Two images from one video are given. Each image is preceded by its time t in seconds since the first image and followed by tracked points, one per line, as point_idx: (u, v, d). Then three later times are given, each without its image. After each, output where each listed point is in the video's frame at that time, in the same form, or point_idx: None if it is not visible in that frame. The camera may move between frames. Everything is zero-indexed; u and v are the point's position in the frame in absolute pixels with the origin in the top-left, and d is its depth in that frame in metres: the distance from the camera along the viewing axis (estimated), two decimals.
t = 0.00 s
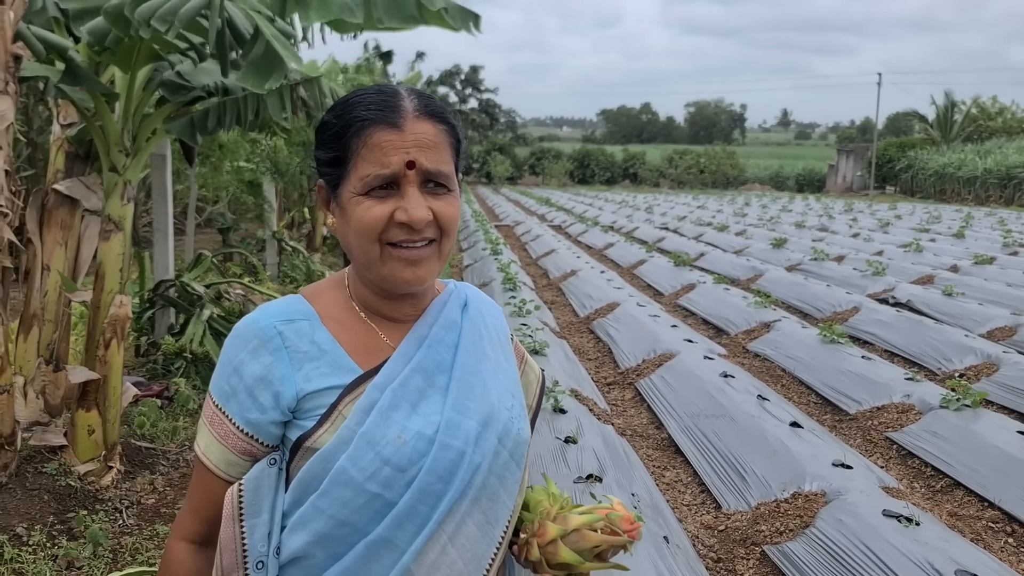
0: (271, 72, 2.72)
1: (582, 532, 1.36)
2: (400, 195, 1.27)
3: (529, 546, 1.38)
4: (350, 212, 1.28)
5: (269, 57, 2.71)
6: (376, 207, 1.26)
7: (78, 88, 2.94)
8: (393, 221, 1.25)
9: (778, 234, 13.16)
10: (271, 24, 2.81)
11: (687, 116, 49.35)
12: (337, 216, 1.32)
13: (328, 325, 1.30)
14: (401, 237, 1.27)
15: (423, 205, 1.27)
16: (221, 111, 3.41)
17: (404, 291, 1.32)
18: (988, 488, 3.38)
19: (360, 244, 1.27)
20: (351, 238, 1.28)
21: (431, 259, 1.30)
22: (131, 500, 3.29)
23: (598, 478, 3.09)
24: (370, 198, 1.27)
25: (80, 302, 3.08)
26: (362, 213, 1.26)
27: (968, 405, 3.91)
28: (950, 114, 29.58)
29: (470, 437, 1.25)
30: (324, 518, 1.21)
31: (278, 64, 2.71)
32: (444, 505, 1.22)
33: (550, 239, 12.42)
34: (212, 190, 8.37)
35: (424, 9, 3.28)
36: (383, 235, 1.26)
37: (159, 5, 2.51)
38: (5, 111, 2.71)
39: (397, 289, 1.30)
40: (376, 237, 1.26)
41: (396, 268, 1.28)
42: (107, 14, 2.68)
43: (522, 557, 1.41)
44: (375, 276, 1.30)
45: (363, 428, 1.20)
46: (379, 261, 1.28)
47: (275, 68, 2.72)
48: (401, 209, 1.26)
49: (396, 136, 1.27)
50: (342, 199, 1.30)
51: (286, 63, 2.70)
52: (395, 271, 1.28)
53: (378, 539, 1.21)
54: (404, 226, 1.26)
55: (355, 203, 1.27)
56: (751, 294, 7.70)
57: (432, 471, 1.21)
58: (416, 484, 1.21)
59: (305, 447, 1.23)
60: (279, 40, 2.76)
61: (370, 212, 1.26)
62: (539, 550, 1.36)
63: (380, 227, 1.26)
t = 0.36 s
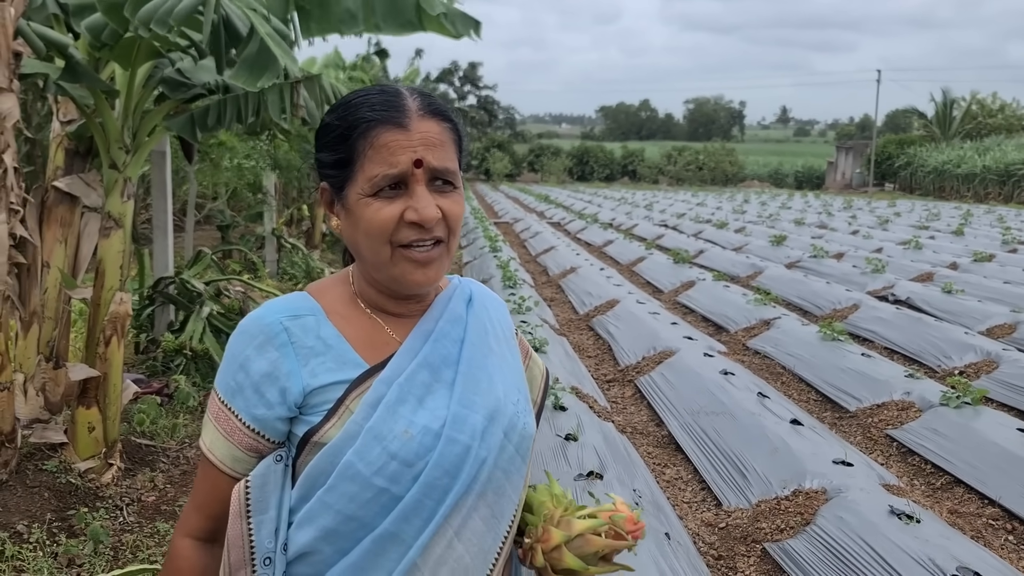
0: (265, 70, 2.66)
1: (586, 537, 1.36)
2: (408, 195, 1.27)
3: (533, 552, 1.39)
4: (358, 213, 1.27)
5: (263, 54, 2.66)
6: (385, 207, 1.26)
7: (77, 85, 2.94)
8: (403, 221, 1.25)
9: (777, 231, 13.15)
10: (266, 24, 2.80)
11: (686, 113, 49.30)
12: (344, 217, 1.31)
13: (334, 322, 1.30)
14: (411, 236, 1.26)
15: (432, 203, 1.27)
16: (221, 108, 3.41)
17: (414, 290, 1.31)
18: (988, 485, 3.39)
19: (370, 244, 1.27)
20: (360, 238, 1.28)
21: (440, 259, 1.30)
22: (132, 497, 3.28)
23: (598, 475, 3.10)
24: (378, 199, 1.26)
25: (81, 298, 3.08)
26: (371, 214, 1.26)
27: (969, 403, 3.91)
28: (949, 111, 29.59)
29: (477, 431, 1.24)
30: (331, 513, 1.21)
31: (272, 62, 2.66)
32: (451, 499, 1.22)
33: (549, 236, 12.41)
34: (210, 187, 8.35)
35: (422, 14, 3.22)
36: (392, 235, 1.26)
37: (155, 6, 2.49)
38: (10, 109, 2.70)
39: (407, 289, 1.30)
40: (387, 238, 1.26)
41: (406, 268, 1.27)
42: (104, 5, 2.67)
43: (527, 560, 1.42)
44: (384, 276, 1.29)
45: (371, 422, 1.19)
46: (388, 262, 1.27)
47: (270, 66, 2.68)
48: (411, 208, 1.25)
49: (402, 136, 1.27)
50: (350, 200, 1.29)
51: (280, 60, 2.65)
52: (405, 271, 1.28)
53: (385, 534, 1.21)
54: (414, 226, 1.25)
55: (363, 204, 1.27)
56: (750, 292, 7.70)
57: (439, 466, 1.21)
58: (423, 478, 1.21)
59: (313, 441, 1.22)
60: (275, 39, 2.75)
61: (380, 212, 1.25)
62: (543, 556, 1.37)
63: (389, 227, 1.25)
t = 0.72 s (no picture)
0: (256, 75, 2.67)
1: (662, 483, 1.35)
2: (422, 198, 1.26)
3: (618, 514, 1.35)
4: (371, 216, 1.26)
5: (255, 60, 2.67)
6: (399, 210, 1.25)
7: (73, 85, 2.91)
8: (417, 225, 1.24)
9: (774, 228, 13.16)
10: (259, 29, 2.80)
11: (682, 110, 49.29)
12: (356, 220, 1.30)
13: (344, 326, 1.29)
14: (425, 240, 1.25)
15: (447, 206, 1.26)
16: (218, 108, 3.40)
17: (426, 294, 1.30)
18: (988, 483, 3.39)
19: (383, 247, 1.26)
20: (374, 242, 1.27)
21: (453, 262, 1.29)
22: (130, 499, 3.27)
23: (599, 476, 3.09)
24: (392, 202, 1.25)
25: (78, 299, 3.06)
26: (385, 217, 1.25)
27: (968, 401, 3.92)
28: (945, 108, 29.61)
29: (487, 437, 1.24)
30: (342, 520, 1.20)
31: (263, 68, 2.68)
32: (463, 505, 1.21)
33: (546, 234, 12.40)
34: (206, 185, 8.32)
35: (417, 16, 3.24)
36: (406, 239, 1.25)
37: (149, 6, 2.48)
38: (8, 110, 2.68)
39: (419, 293, 1.29)
40: (401, 241, 1.25)
41: (419, 272, 1.26)
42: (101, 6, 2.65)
43: (610, 526, 1.37)
44: (397, 280, 1.28)
45: (381, 429, 1.19)
46: (402, 265, 1.26)
47: (261, 74, 2.69)
48: (425, 211, 1.25)
49: (417, 138, 1.26)
50: (362, 203, 1.28)
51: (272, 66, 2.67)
52: (418, 275, 1.27)
53: (395, 540, 1.20)
54: (428, 229, 1.25)
55: (377, 206, 1.26)
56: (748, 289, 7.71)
57: (450, 472, 1.20)
58: (434, 485, 1.20)
59: (323, 448, 1.22)
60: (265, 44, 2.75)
61: (394, 215, 1.25)
62: (630, 514, 1.33)
63: (403, 231, 1.24)
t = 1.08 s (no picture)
0: (228, 71, 2.62)
1: (620, 530, 1.34)
2: (417, 195, 1.25)
3: (567, 546, 1.36)
4: (366, 213, 1.25)
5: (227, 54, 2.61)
6: (393, 207, 1.23)
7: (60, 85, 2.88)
8: (411, 222, 1.23)
9: (764, 225, 13.20)
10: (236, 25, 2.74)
11: (672, 107, 49.39)
12: (352, 217, 1.29)
13: (344, 323, 1.27)
14: (420, 237, 1.24)
15: (441, 204, 1.25)
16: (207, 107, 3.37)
17: (423, 292, 1.29)
18: (981, 479, 3.40)
19: (379, 245, 1.25)
20: (368, 239, 1.26)
21: (449, 260, 1.28)
22: (121, 501, 3.23)
23: (594, 473, 3.09)
24: (387, 198, 1.24)
25: (67, 301, 3.02)
26: (380, 214, 1.23)
27: (960, 396, 3.94)
28: (933, 105, 29.78)
29: (489, 435, 1.22)
30: (343, 517, 1.18)
31: (234, 64, 2.62)
32: (464, 504, 1.20)
33: (537, 232, 12.38)
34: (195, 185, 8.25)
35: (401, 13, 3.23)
36: (401, 236, 1.23)
37: None
38: None
39: (415, 291, 1.28)
40: (395, 239, 1.23)
41: (415, 269, 1.25)
42: None
43: (558, 555, 1.39)
44: (393, 278, 1.27)
45: (383, 427, 1.17)
46: (397, 263, 1.25)
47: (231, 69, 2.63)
48: (420, 209, 1.23)
49: (411, 135, 1.25)
50: (357, 200, 1.27)
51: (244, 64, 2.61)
52: (414, 273, 1.25)
53: (396, 538, 1.19)
54: (423, 227, 1.23)
55: (372, 203, 1.24)
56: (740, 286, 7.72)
57: (452, 470, 1.19)
58: (435, 482, 1.18)
59: (324, 445, 1.20)
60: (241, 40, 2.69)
61: (388, 212, 1.23)
62: (579, 550, 1.34)
63: (397, 228, 1.23)
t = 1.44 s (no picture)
0: (181, 55, 2.42)
1: (593, 536, 1.33)
2: (402, 191, 1.24)
3: (539, 551, 1.36)
4: (354, 211, 1.25)
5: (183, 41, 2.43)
6: (378, 203, 1.23)
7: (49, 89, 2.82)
8: (396, 218, 1.22)
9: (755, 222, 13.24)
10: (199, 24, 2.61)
11: (661, 105, 49.49)
12: (343, 216, 1.29)
13: (342, 321, 1.27)
14: (406, 232, 1.23)
15: (425, 198, 1.24)
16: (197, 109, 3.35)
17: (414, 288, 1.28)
18: (975, 472, 3.42)
19: (367, 242, 1.24)
20: (357, 236, 1.26)
21: (438, 254, 1.27)
22: (116, 506, 3.20)
23: (590, 472, 3.10)
24: (372, 195, 1.24)
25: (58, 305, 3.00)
26: (366, 211, 1.23)
27: (953, 390, 3.96)
28: (921, 99, 29.94)
29: (486, 431, 1.22)
30: (341, 513, 1.18)
31: (188, 48, 2.42)
32: (462, 499, 1.20)
33: (528, 231, 12.38)
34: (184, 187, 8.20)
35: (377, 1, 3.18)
36: (387, 232, 1.23)
37: None
38: None
39: (406, 286, 1.27)
40: (382, 235, 1.23)
41: (403, 264, 1.24)
42: None
43: (532, 561, 1.39)
44: (383, 274, 1.26)
45: (381, 422, 1.17)
46: (385, 259, 1.24)
47: (185, 56, 2.42)
48: (404, 204, 1.22)
49: (392, 131, 1.24)
50: (346, 199, 1.27)
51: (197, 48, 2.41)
52: (402, 269, 1.25)
53: (395, 534, 1.18)
54: (407, 222, 1.22)
55: (358, 201, 1.24)
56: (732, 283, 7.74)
57: (450, 465, 1.19)
58: (433, 478, 1.18)
59: (322, 441, 1.19)
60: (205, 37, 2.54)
61: (373, 209, 1.23)
62: (549, 556, 1.34)
63: (383, 224, 1.22)
